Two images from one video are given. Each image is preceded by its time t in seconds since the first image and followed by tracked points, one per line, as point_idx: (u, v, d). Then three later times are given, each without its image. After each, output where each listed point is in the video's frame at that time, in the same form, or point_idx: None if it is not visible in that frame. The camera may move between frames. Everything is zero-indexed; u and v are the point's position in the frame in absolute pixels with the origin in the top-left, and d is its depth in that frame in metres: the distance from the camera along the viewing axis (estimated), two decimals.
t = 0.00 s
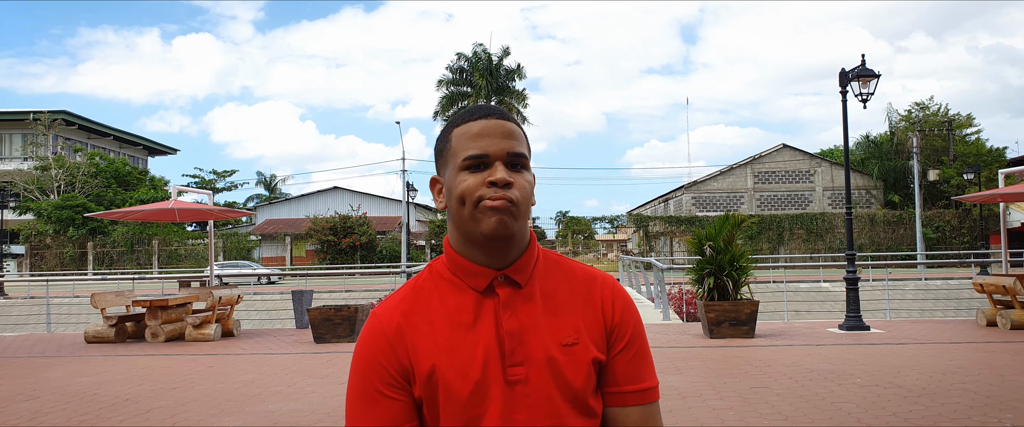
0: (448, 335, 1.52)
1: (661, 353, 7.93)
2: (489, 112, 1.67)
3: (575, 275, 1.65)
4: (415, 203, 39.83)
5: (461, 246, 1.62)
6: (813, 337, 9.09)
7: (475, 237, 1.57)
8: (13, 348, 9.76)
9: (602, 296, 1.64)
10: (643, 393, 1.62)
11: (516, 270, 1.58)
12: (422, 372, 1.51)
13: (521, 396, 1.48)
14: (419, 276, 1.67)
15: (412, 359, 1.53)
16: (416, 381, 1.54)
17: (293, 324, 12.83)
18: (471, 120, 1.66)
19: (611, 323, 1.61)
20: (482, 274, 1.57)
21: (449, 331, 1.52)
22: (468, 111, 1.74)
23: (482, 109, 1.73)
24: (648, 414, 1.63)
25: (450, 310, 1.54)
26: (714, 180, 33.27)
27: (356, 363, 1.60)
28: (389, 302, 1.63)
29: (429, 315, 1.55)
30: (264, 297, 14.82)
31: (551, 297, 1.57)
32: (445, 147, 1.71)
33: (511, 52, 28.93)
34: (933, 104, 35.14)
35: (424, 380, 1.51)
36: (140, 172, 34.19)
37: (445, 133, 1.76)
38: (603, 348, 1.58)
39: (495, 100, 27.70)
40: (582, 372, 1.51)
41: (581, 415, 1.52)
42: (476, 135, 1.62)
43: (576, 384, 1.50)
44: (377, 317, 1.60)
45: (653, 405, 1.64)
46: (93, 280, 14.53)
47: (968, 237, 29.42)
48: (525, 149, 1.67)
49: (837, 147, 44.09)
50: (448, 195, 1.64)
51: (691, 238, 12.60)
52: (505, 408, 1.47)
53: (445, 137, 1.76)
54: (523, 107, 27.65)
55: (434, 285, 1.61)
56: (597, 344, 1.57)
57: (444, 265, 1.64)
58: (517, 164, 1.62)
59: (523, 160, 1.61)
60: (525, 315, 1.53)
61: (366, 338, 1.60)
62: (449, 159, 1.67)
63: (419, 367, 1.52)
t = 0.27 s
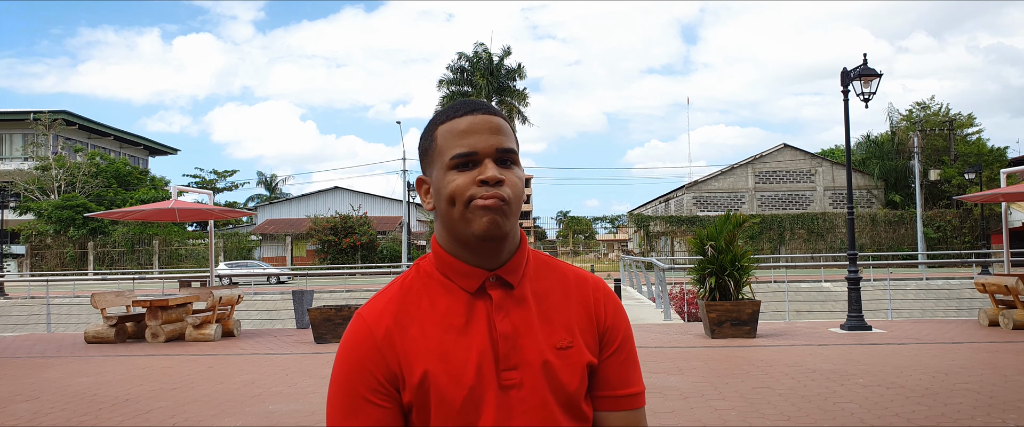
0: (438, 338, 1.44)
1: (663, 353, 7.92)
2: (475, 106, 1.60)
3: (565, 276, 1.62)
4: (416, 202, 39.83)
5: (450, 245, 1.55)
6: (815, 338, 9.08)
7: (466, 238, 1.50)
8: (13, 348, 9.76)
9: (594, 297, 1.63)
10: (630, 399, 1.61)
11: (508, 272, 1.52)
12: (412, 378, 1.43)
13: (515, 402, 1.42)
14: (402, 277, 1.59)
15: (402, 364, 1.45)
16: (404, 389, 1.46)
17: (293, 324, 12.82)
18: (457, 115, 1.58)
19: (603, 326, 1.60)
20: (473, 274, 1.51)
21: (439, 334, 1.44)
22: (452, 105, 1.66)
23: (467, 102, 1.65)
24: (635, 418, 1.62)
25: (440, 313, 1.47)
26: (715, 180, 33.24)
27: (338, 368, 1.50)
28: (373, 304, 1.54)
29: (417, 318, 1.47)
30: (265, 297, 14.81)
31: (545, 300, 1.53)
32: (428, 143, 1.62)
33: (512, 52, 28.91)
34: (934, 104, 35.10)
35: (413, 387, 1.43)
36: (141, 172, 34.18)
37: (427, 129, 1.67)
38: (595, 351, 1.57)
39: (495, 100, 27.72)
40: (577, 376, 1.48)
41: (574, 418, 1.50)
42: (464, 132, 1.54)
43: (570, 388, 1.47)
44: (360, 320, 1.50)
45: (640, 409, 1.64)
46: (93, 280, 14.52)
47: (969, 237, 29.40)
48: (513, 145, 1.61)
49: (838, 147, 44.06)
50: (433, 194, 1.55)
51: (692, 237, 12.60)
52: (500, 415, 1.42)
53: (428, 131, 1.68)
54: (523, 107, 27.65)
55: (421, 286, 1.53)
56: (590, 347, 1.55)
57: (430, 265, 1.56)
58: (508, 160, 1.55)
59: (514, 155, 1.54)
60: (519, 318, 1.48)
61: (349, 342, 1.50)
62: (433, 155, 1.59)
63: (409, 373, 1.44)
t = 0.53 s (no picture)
0: (439, 339, 1.41)
1: (664, 353, 7.91)
2: (472, 100, 1.58)
3: (560, 277, 1.62)
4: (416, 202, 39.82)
5: (448, 242, 1.53)
6: (817, 338, 9.07)
7: (466, 234, 1.47)
8: (13, 348, 9.75)
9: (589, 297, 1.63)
10: (624, 400, 1.62)
11: (508, 270, 1.51)
12: (413, 382, 1.39)
13: (517, 404, 1.41)
14: (397, 275, 1.55)
15: (400, 367, 1.41)
16: (403, 393, 1.42)
17: (294, 323, 12.81)
18: (454, 108, 1.56)
19: (600, 325, 1.62)
20: (473, 274, 1.49)
21: (439, 335, 1.41)
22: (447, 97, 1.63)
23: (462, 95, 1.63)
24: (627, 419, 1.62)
25: (440, 313, 1.44)
26: (716, 180, 33.24)
27: (331, 372, 1.45)
28: (366, 303, 1.50)
29: (416, 318, 1.44)
30: (265, 297, 14.80)
31: (544, 300, 1.53)
32: (424, 136, 1.59)
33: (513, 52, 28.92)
34: (935, 104, 35.07)
35: (413, 391, 1.39)
36: (141, 171, 34.20)
37: (422, 120, 1.65)
38: (593, 353, 1.58)
39: (496, 100, 27.72)
40: (577, 378, 1.49)
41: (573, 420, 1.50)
42: (462, 125, 1.52)
43: (571, 390, 1.47)
44: (356, 320, 1.46)
45: (633, 410, 1.65)
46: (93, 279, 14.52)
47: (970, 237, 29.36)
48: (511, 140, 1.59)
49: (840, 147, 44.04)
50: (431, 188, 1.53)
51: (693, 237, 12.60)
52: (501, 419, 1.40)
53: (422, 123, 1.65)
54: (525, 106, 27.65)
55: (420, 285, 1.50)
56: (588, 348, 1.55)
57: (427, 262, 1.53)
58: (508, 155, 1.53)
59: (514, 151, 1.53)
60: (519, 319, 1.46)
61: (344, 343, 1.45)
62: (430, 149, 1.56)
63: (409, 377, 1.40)
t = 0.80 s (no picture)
0: (444, 341, 1.38)
1: (665, 353, 7.90)
2: (475, 94, 1.55)
3: (558, 275, 1.62)
4: (417, 202, 39.81)
5: (450, 240, 1.50)
6: (818, 338, 9.06)
7: (471, 234, 1.45)
8: (13, 348, 9.75)
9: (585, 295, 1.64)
10: (620, 397, 1.63)
11: (510, 270, 1.50)
12: (420, 385, 1.36)
13: (523, 406, 1.39)
14: (397, 275, 1.51)
15: (406, 369, 1.37)
16: (411, 396, 1.37)
17: (294, 323, 12.81)
18: (459, 102, 1.53)
19: (597, 321, 1.63)
20: (476, 273, 1.46)
21: (445, 336, 1.38)
22: (447, 89, 1.60)
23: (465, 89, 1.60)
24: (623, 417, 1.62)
25: (445, 313, 1.41)
26: (716, 179, 33.25)
27: (334, 375, 1.40)
28: (370, 303, 1.45)
29: (420, 318, 1.40)
30: (265, 297, 14.79)
31: (544, 299, 1.52)
32: (426, 130, 1.55)
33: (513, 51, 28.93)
34: (936, 104, 35.02)
35: (421, 394, 1.36)
36: (142, 172, 34.20)
37: (421, 114, 1.61)
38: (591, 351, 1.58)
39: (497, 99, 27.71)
40: (578, 377, 1.49)
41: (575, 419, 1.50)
42: (468, 121, 1.49)
43: (574, 389, 1.47)
44: (359, 322, 1.42)
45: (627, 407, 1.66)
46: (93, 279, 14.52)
47: (971, 237, 29.31)
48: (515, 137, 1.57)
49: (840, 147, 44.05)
50: (435, 185, 1.49)
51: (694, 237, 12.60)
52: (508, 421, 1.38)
53: (421, 117, 1.62)
54: (525, 106, 27.63)
55: (423, 284, 1.46)
56: (588, 347, 1.56)
57: (427, 261, 1.50)
58: (513, 153, 1.51)
59: (520, 149, 1.50)
60: (523, 319, 1.46)
61: (347, 344, 1.41)
62: (433, 145, 1.52)
63: (416, 381, 1.36)
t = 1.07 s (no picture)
0: (459, 339, 1.32)
1: (666, 354, 7.89)
2: (501, 94, 1.46)
3: (554, 272, 1.62)
4: (418, 203, 39.83)
5: (461, 239, 1.43)
6: (819, 338, 9.04)
7: (483, 238, 1.39)
8: (12, 348, 9.74)
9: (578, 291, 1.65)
10: (610, 389, 1.66)
11: (516, 269, 1.46)
12: (435, 380, 1.28)
13: (532, 402, 1.38)
14: (401, 271, 1.42)
15: (421, 367, 1.29)
16: (426, 392, 1.30)
17: (294, 323, 12.80)
18: (483, 100, 1.43)
19: (591, 314, 1.65)
20: (488, 272, 1.41)
21: (459, 335, 1.32)
22: (468, 81, 1.49)
23: (486, 84, 1.50)
24: (614, 408, 1.65)
25: (456, 310, 1.35)
26: (716, 180, 33.26)
27: (342, 373, 1.30)
28: (378, 297, 1.35)
29: (434, 316, 1.33)
30: (266, 297, 14.79)
31: (545, 295, 1.52)
32: (445, 124, 1.44)
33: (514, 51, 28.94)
34: (937, 104, 34.98)
35: (437, 391, 1.29)
36: (142, 171, 34.20)
37: (437, 106, 1.49)
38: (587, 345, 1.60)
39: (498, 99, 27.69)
40: (581, 370, 1.50)
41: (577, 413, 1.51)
42: (495, 125, 1.40)
43: (578, 382, 1.48)
44: (369, 317, 1.32)
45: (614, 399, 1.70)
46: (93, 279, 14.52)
47: (972, 237, 29.30)
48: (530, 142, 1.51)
49: (840, 147, 44.05)
50: (449, 185, 1.40)
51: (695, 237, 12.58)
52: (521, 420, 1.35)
53: (435, 105, 1.51)
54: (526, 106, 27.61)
55: (432, 280, 1.39)
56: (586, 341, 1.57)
57: (435, 257, 1.42)
58: (532, 159, 1.45)
59: (539, 156, 1.45)
60: (531, 317, 1.44)
61: (355, 341, 1.30)
62: (453, 142, 1.42)
63: (432, 379, 1.28)
